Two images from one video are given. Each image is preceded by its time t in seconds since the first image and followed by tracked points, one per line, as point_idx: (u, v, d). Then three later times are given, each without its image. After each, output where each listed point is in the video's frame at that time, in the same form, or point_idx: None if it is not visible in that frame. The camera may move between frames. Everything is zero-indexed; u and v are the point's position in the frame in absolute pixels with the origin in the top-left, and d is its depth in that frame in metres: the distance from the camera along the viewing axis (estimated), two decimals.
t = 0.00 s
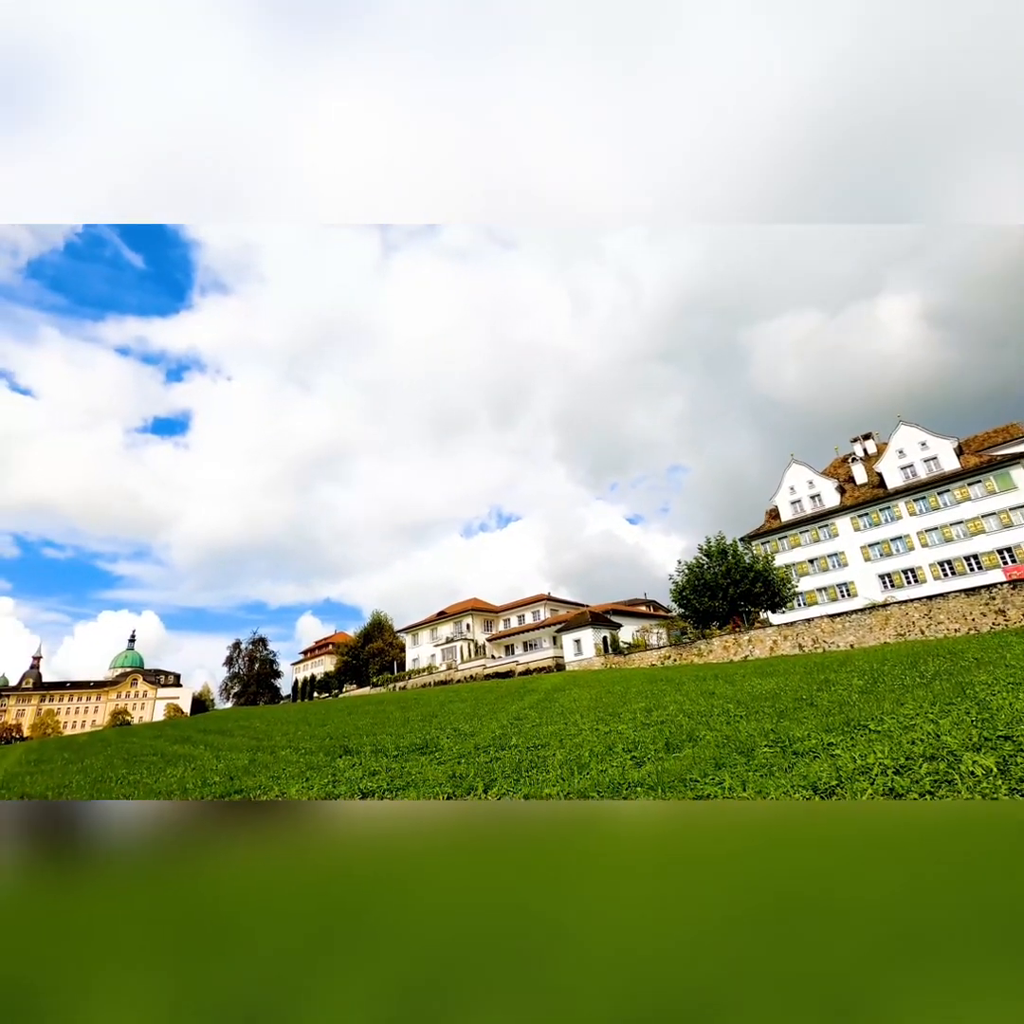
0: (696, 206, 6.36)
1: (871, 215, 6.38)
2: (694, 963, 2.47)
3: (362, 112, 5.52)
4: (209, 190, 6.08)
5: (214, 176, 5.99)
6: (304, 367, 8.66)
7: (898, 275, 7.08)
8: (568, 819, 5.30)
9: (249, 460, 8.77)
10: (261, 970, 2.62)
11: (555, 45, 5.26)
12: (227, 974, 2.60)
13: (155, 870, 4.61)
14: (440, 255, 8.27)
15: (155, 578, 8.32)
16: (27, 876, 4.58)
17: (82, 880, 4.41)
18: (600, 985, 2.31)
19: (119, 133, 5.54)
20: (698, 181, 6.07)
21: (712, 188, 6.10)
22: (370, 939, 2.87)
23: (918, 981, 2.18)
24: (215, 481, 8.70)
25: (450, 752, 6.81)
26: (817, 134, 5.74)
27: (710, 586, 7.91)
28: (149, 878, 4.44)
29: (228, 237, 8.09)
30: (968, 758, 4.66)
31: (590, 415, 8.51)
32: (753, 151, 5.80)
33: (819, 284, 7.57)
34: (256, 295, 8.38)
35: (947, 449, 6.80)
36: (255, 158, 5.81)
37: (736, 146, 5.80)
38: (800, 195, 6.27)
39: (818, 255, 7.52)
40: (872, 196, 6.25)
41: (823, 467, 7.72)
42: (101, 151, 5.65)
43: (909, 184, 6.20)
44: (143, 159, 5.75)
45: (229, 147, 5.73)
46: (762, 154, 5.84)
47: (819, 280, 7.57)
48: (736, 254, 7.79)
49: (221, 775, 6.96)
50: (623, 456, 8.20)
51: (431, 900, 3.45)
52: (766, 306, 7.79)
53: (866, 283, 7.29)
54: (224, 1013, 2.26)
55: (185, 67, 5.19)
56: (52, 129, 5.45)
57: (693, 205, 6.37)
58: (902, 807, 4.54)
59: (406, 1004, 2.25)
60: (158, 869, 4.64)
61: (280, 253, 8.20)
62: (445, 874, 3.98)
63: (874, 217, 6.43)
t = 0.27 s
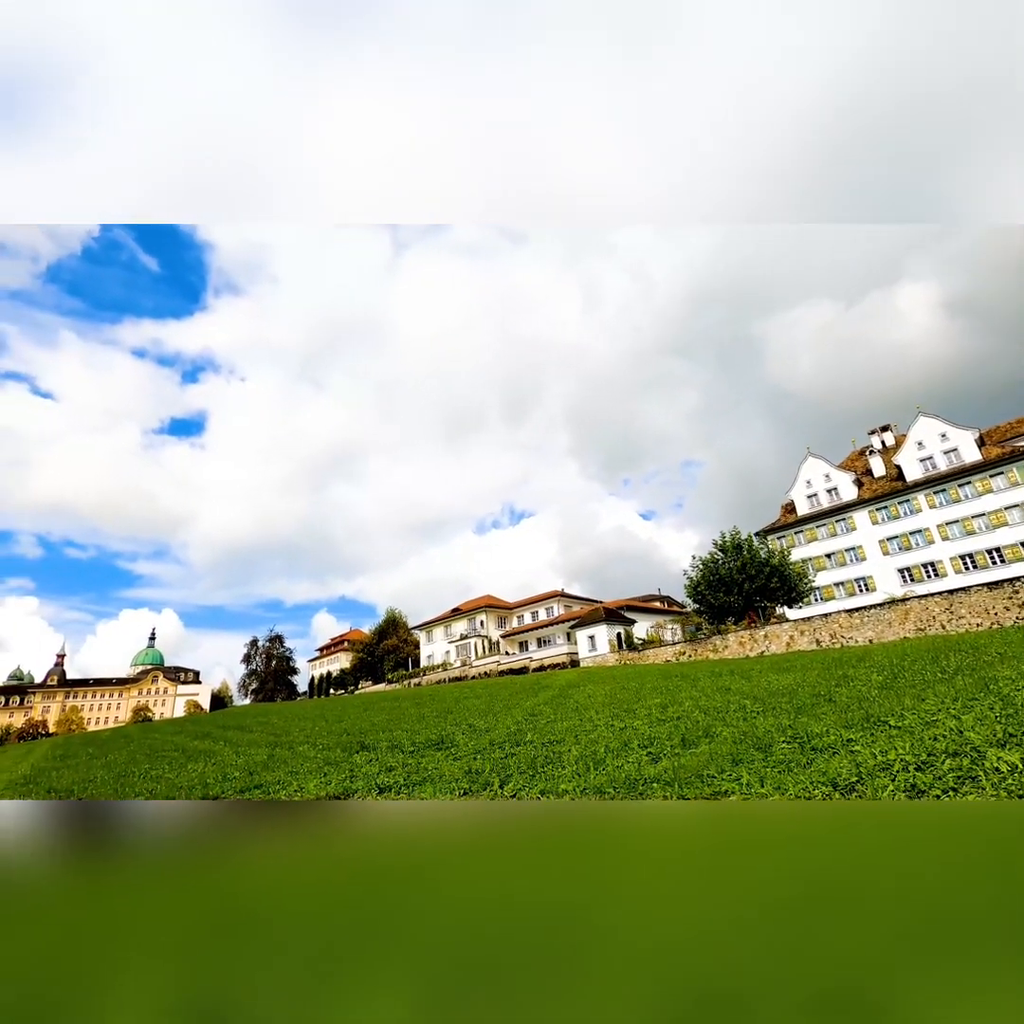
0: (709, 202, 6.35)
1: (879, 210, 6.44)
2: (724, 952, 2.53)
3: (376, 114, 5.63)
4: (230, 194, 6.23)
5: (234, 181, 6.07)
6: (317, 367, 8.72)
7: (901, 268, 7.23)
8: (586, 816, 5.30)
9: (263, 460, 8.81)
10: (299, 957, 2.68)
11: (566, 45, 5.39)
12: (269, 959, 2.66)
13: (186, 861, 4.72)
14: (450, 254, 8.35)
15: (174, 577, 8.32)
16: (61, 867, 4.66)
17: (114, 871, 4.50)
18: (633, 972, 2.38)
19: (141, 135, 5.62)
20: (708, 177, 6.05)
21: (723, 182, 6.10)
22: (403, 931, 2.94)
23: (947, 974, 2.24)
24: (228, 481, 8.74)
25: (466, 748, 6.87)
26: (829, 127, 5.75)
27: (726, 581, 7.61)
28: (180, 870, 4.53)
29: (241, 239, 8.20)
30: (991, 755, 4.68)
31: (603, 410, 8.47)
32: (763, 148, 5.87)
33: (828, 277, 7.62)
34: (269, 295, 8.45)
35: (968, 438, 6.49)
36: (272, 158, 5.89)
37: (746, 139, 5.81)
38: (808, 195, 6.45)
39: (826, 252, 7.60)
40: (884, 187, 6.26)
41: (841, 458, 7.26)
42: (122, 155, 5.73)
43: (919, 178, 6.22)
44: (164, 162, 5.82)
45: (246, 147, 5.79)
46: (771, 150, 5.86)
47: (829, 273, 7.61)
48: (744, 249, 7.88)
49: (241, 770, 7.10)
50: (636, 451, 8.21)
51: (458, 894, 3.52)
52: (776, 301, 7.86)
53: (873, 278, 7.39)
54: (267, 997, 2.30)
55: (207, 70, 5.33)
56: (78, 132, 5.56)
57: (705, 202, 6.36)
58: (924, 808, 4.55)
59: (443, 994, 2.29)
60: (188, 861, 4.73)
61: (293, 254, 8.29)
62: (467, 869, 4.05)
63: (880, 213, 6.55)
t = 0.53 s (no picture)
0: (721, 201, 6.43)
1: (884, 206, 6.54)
2: (745, 953, 2.48)
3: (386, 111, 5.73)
4: (240, 189, 6.25)
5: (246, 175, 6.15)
6: (330, 366, 8.77)
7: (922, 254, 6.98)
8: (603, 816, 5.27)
9: (277, 459, 8.86)
10: (316, 956, 2.67)
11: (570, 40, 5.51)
12: (285, 958, 2.66)
13: (206, 860, 4.76)
14: (459, 249, 8.52)
15: (192, 577, 8.33)
16: (90, 867, 4.74)
17: (141, 870, 4.57)
18: (651, 975, 2.34)
19: (157, 133, 5.72)
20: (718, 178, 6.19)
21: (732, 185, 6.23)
22: (418, 930, 2.93)
23: (980, 979, 2.16)
24: (242, 481, 8.78)
25: (481, 744, 6.89)
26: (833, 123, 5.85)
27: (741, 575, 7.64)
28: (201, 868, 4.58)
29: (254, 240, 8.35)
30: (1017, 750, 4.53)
31: (615, 404, 8.42)
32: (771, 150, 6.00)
33: (840, 267, 7.52)
34: (281, 296, 8.53)
35: (989, 430, 6.82)
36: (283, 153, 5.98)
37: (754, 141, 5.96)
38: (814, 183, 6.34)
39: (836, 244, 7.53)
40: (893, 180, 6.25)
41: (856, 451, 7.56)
42: (140, 155, 5.85)
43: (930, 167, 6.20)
44: (182, 161, 5.95)
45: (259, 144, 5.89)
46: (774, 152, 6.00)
47: (841, 264, 7.51)
48: (752, 243, 7.85)
49: (260, 765, 7.15)
50: (650, 445, 8.13)
51: (474, 893, 3.51)
52: (788, 292, 7.73)
53: (889, 265, 7.22)
54: (283, 996, 2.30)
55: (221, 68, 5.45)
56: (101, 131, 5.74)
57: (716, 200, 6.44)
58: (948, 804, 4.43)
59: (459, 994, 2.27)
60: (209, 859, 4.78)
61: (305, 254, 8.45)
62: (485, 868, 4.04)
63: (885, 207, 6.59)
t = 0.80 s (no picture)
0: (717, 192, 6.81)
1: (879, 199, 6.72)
2: (767, 956, 2.43)
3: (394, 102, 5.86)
4: (254, 177, 6.38)
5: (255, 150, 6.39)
6: (341, 365, 8.80)
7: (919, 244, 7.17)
8: (623, 819, 5.27)
9: (292, 458, 8.94)
10: (335, 957, 2.67)
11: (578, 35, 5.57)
12: (304, 956, 2.68)
13: (227, 860, 4.78)
14: (467, 246, 8.56)
15: (209, 577, 8.41)
16: (118, 868, 4.84)
17: (162, 869, 4.65)
18: (671, 980, 2.29)
19: (170, 131, 5.80)
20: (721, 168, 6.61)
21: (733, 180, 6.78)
22: (436, 929, 2.93)
23: (1008, 978, 2.11)
24: (259, 481, 8.88)
25: (497, 740, 6.92)
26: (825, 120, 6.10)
27: (755, 571, 7.49)
28: (222, 869, 4.60)
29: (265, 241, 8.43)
30: None
31: (626, 399, 8.39)
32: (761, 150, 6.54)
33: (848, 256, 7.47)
34: (292, 296, 8.57)
35: (1012, 420, 6.39)
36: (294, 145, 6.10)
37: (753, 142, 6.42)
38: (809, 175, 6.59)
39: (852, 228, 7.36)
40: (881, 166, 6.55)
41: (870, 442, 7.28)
42: (154, 152, 5.93)
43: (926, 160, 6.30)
44: (196, 159, 6.05)
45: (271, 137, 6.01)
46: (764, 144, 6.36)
47: (852, 252, 7.41)
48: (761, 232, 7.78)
49: (277, 762, 7.21)
50: (662, 439, 8.10)
51: (491, 891, 3.51)
52: (797, 285, 7.70)
53: (897, 255, 7.19)
54: (304, 998, 2.29)
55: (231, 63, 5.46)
56: (111, 133, 5.77)
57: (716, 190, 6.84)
58: (971, 803, 4.38)
59: (478, 996, 2.25)
60: (229, 859, 4.81)
61: (315, 254, 8.51)
62: (502, 866, 4.04)
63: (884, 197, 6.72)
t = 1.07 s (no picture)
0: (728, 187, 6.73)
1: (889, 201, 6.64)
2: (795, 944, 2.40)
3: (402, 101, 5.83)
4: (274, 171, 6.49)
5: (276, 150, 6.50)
6: (352, 365, 8.83)
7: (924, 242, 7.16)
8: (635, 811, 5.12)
9: (306, 458, 9.04)
10: (356, 951, 2.66)
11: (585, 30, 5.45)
12: (317, 948, 2.70)
13: (245, 853, 4.85)
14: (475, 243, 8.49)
15: (225, 576, 8.52)
16: (145, 855, 4.93)
17: (182, 861, 4.73)
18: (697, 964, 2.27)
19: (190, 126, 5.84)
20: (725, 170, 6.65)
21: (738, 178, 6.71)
22: (448, 920, 2.95)
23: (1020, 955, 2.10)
24: (276, 481, 9.06)
25: (511, 736, 6.93)
26: (833, 121, 5.93)
27: (771, 565, 7.52)
28: (243, 861, 4.64)
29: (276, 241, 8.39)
30: None
31: (637, 396, 8.48)
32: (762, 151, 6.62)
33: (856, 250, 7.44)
34: (303, 298, 8.61)
35: None
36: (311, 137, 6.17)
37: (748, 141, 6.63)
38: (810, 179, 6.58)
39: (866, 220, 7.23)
40: (891, 168, 6.34)
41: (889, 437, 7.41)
42: (175, 149, 6.00)
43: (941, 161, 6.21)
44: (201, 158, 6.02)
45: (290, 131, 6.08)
46: (779, 140, 6.22)
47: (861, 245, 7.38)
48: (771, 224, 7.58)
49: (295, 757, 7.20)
50: (674, 436, 8.10)
51: (507, 886, 3.47)
52: (803, 281, 7.65)
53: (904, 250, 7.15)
54: (333, 998, 2.23)
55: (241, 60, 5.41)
56: (132, 132, 5.82)
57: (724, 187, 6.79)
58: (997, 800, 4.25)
59: (488, 1001, 2.18)
60: (249, 853, 4.85)
61: (325, 254, 8.49)
62: (517, 860, 4.00)
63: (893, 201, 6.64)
